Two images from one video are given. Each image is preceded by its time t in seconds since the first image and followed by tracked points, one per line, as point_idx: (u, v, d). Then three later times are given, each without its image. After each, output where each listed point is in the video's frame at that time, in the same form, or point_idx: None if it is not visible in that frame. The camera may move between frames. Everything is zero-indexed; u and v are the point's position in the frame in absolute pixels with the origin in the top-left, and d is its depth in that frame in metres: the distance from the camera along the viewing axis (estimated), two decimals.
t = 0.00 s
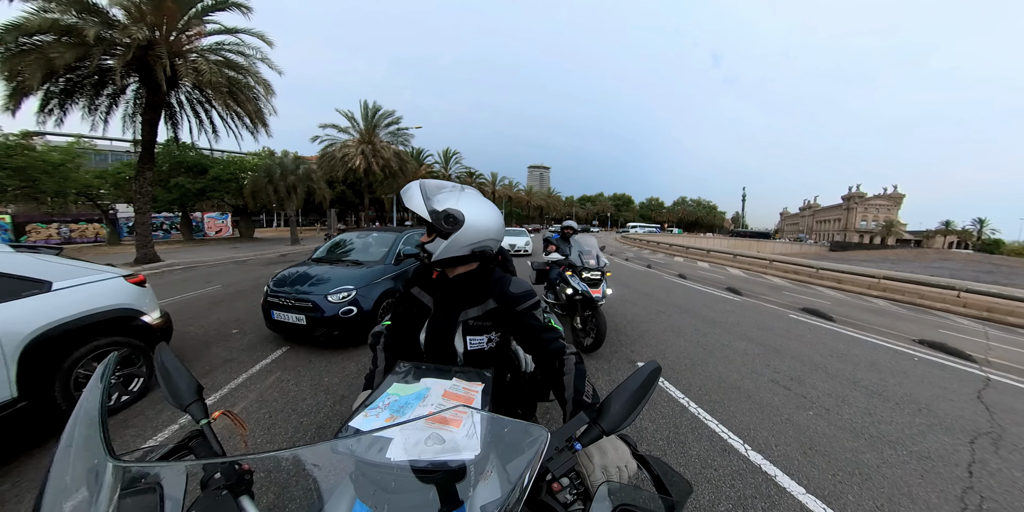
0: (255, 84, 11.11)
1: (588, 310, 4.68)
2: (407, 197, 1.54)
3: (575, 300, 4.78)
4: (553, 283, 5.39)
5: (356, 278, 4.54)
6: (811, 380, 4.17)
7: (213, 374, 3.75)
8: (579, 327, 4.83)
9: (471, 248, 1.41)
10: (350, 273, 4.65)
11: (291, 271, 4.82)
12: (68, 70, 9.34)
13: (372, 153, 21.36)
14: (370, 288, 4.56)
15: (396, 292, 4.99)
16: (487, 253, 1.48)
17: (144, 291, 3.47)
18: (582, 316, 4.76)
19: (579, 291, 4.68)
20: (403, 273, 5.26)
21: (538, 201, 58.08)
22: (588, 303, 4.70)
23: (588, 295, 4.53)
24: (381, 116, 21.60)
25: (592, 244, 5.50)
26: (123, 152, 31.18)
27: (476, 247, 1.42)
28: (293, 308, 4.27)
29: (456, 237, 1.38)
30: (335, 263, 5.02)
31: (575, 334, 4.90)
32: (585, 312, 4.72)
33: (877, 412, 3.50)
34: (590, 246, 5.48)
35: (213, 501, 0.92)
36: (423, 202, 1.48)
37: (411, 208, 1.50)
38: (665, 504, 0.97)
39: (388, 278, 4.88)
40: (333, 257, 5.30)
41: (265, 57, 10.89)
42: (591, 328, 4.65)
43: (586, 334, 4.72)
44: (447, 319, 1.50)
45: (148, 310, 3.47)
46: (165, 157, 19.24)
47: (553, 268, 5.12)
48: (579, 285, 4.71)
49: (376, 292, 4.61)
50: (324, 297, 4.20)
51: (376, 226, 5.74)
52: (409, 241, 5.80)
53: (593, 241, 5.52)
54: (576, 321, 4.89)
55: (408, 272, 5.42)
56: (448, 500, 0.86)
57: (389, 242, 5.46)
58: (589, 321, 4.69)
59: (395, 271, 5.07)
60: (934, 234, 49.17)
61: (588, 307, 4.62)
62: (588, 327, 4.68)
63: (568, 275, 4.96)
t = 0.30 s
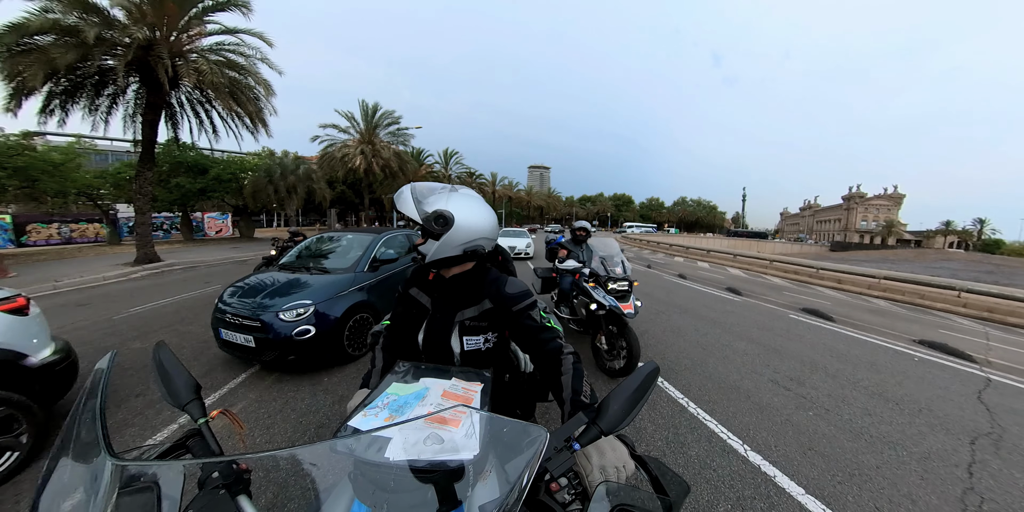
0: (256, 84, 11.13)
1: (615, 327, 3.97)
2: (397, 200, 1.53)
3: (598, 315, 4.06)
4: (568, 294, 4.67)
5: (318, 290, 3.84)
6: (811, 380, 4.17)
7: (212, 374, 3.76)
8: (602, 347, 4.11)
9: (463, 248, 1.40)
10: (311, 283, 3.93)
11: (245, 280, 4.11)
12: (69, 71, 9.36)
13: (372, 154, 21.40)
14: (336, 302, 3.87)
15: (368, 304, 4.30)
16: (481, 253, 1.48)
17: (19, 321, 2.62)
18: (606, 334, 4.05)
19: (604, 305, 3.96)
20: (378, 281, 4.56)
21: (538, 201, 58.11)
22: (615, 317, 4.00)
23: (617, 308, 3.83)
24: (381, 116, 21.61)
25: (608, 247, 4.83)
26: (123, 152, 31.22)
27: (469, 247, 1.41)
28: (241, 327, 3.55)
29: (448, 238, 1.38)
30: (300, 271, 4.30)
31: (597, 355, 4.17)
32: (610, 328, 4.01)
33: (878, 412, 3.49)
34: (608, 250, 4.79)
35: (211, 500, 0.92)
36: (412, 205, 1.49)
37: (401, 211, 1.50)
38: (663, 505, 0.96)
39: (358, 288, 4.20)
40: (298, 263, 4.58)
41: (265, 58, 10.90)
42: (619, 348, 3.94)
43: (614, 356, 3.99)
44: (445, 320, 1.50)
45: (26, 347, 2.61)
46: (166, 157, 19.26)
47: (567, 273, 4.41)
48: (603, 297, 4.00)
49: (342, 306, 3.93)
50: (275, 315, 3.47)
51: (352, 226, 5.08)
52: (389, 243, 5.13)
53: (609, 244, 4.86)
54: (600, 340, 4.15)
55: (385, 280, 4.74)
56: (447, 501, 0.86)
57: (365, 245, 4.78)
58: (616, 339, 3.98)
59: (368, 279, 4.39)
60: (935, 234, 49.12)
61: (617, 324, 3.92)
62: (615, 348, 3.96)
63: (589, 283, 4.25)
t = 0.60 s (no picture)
0: (256, 84, 11.17)
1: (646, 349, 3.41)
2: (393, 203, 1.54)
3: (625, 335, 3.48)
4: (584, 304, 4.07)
5: (261, 307, 3.18)
6: (811, 381, 4.15)
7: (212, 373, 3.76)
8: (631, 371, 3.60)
9: (461, 249, 1.40)
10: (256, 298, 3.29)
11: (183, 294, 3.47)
12: (70, 71, 9.41)
13: (371, 154, 21.46)
14: (276, 323, 3.18)
15: (328, 322, 3.66)
16: (478, 253, 1.47)
17: None
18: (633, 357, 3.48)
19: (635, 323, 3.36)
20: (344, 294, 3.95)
21: (538, 201, 58.14)
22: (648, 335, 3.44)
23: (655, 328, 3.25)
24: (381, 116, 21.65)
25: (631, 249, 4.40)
26: (123, 152, 31.33)
27: (467, 247, 1.41)
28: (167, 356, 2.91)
29: (445, 239, 1.37)
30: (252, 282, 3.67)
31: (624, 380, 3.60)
32: (640, 350, 3.45)
33: (877, 413, 3.48)
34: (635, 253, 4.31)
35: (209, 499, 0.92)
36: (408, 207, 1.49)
37: (399, 212, 1.50)
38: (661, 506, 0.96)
39: (315, 304, 3.56)
40: (249, 273, 3.94)
41: (265, 58, 10.94)
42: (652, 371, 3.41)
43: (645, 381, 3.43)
44: (443, 321, 1.49)
45: None
46: (166, 157, 19.33)
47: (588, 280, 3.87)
48: (634, 314, 3.39)
49: (292, 326, 3.28)
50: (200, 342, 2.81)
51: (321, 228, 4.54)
52: (360, 246, 4.57)
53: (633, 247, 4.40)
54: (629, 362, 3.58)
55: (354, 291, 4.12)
56: (445, 500, 0.86)
57: (329, 250, 4.17)
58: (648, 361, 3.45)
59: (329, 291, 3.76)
60: (936, 234, 48.96)
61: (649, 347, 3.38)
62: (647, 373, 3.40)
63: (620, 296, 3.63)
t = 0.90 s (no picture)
0: (254, 84, 11.20)
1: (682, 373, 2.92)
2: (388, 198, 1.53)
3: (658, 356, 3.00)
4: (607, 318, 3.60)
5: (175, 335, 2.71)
6: (809, 381, 4.14)
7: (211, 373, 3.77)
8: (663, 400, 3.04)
9: (462, 251, 1.41)
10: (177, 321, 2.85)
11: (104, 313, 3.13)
12: (68, 70, 9.43)
13: (371, 154, 21.50)
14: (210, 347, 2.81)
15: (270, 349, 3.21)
16: (476, 254, 1.49)
17: None
18: (667, 382, 2.99)
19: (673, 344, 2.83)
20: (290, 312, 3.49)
21: (538, 202, 58.18)
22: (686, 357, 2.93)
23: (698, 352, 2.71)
24: (380, 116, 21.67)
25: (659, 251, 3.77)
26: (122, 152, 31.36)
27: (468, 249, 1.43)
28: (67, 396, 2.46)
29: (446, 242, 1.37)
30: (194, 295, 3.32)
31: (655, 409, 3.10)
32: (675, 374, 2.97)
33: (876, 412, 3.47)
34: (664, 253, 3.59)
35: (206, 499, 0.92)
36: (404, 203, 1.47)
37: (395, 208, 1.47)
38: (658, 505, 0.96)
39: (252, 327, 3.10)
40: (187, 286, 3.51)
41: (264, 58, 10.97)
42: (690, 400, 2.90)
43: (683, 412, 2.91)
44: (442, 323, 1.49)
45: None
46: (165, 157, 19.34)
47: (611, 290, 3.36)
48: (672, 333, 2.85)
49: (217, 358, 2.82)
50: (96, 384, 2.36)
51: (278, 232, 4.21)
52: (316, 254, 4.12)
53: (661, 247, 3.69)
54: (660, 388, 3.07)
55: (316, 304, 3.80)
56: (443, 500, 0.86)
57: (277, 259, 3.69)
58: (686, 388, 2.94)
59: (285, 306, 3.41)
60: (935, 234, 48.98)
61: (687, 372, 2.87)
62: (685, 403, 2.89)
63: (656, 312, 3.08)
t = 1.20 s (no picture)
0: (230, 78, 10.72)
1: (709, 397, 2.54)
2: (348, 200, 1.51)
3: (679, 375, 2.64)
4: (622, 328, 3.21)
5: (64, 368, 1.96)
6: (786, 372, 4.34)
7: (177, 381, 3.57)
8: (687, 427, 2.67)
9: (452, 254, 1.43)
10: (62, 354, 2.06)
11: None
12: (22, 58, 8.71)
13: (351, 152, 21.02)
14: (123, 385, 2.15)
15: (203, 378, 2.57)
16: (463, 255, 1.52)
17: None
18: (691, 406, 2.60)
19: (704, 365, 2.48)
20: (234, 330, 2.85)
21: (521, 201, 58.35)
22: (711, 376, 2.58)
23: (733, 375, 2.34)
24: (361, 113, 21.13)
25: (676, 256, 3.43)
26: (82, 148, 29.36)
27: (456, 252, 1.45)
28: None
29: (438, 247, 1.36)
30: (96, 315, 2.49)
31: (676, 436, 2.72)
32: (699, 396, 2.59)
33: (847, 400, 3.68)
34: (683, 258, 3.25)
35: None
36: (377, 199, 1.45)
37: (376, 214, 1.41)
38: (647, 500, 0.98)
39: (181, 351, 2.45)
40: (78, 301, 2.65)
41: (240, 51, 10.49)
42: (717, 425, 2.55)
43: (708, 438, 2.56)
44: (426, 328, 1.48)
45: None
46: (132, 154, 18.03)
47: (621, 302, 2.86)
48: (701, 354, 2.50)
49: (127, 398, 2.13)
50: None
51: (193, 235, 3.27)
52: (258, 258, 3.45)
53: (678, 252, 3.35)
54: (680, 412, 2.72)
55: (264, 320, 3.11)
56: (433, 504, 0.86)
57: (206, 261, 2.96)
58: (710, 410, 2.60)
59: (203, 329, 2.58)
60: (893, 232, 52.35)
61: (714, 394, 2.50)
62: (710, 427, 2.55)
63: (680, 327, 2.74)
